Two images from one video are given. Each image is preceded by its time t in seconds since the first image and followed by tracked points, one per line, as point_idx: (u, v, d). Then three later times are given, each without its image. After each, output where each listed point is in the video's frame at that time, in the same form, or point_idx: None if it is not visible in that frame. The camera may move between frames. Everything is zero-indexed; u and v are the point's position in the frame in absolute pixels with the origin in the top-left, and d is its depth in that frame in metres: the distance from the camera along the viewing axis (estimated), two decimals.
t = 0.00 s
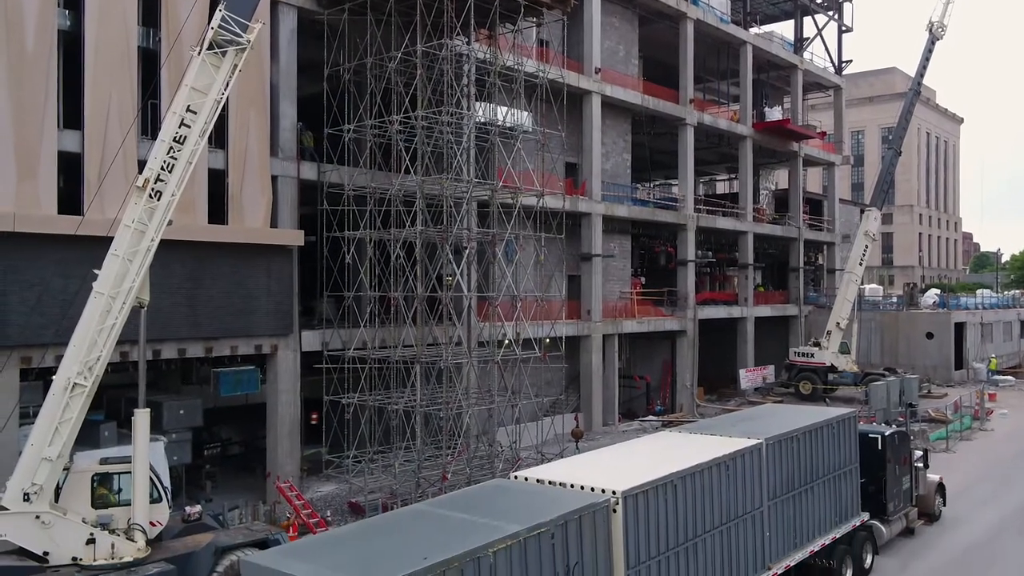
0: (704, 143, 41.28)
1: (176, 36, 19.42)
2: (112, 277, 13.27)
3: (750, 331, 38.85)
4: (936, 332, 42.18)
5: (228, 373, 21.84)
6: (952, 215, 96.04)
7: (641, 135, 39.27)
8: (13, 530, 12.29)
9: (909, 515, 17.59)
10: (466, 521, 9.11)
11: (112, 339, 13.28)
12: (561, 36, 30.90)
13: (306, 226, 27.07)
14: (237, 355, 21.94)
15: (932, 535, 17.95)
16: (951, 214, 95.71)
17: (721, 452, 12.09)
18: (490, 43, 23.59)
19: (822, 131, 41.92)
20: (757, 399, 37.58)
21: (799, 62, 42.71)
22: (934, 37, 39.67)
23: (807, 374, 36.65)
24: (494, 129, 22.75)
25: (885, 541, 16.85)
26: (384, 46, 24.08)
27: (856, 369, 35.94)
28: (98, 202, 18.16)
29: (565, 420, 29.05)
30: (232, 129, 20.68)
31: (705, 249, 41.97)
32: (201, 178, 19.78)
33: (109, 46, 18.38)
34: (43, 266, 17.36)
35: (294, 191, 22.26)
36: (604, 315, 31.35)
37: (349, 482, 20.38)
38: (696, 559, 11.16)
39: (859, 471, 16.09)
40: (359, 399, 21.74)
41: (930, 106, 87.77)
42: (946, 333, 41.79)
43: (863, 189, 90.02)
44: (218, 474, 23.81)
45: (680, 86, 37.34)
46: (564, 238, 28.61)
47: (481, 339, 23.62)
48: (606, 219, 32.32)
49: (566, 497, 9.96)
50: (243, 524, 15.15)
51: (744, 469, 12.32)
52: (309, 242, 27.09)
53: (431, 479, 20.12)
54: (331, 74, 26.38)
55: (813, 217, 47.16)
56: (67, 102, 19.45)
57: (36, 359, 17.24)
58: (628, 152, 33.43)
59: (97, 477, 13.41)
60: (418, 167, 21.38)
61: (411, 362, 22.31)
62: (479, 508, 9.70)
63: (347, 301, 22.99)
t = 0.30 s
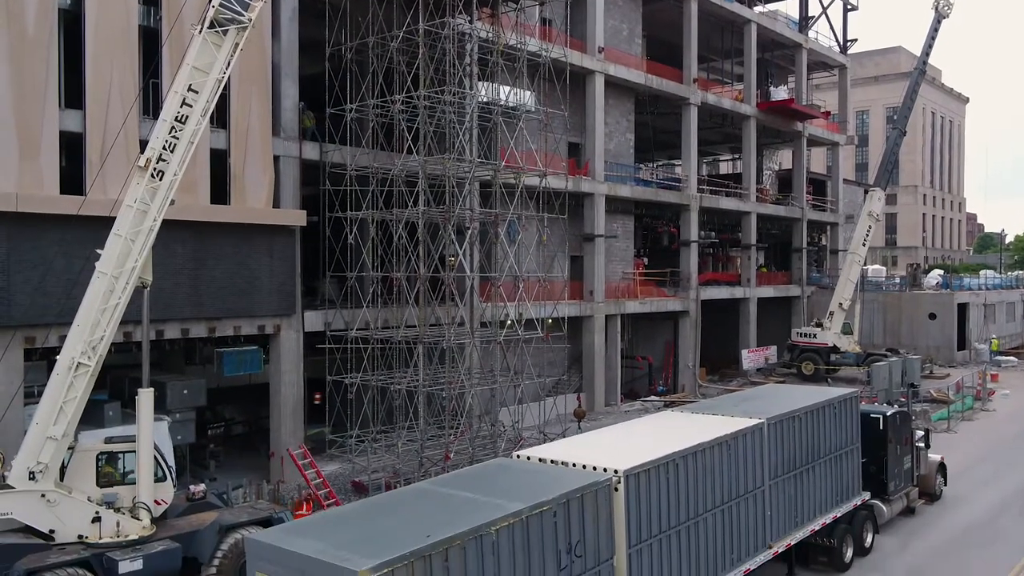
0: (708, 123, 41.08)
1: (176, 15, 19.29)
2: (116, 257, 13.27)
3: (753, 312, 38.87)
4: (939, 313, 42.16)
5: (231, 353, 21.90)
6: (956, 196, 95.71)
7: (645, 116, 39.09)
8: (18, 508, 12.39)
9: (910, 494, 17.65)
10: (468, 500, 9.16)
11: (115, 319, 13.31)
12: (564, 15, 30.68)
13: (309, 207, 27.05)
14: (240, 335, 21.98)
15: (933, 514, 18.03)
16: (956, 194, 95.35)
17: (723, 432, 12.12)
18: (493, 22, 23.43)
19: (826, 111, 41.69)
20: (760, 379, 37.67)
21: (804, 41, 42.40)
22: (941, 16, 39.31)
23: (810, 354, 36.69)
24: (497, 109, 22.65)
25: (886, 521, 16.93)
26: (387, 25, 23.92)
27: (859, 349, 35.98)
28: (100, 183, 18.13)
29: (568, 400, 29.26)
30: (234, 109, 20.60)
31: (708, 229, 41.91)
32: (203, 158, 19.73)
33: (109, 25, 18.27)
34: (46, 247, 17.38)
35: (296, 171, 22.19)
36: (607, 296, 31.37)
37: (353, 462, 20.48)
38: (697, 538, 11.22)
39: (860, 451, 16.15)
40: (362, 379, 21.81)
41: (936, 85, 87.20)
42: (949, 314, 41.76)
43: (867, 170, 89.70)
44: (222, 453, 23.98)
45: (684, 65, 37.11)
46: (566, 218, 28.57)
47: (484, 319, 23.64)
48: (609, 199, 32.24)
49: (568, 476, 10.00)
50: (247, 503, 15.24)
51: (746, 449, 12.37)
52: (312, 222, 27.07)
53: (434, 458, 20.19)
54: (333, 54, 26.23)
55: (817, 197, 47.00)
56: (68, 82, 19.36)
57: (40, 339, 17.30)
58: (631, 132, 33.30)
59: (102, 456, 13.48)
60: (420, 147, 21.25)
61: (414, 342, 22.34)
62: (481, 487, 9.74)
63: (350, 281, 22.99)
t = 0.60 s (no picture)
0: (710, 104, 40.85)
1: None
2: (117, 238, 13.24)
3: (755, 294, 38.85)
4: (941, 294, 42.10)
5: (233, 334, 21.92)
6: (959, 177, 95.33)
7: (647, 96, 38.88)
8: (22, 488, 12.45)
9: (910, 475, 17.70)
10: (470, 480, 9.19)
11: (117, 300, 13.31)
12: None
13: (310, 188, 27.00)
14: (242, 317, 22.00)
15: (933, 494, 18.10)
16: (959, 175, 94.96)
17: (723, 412, 12.14)
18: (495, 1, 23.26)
19: (830, 92, 41.45)
20: (761, 360, 37.73)
21: (808, 21, 42.05)
22: None
23: (812, 336, 36.70)
24: (499, 89, 22.53)
25: (886, 501, 16.98)
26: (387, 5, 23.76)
27: (861, 331, 35.99)
28: (101, 163, 18.08)
29: (569, 381, 29.39)
30: (234, 89, 20.49)
31: (711, 210, 41.83)
32: (203, 139, 19.66)
33: (109, 4, 18.14)
34: (47, 228, 17.36)
35: (298, 152, 22.11)
36: (609, 277, 31.34)
37: (355, 442, 20.56)
38: (697, 517, 11.27)
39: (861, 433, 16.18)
40: (364, 360, 21.85)
41: (940, 65, 86.58)
42: (951, 296, 41.70)
43: (870, 151, 89.30)
44: (225, 434, 24.10)
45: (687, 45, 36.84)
46: (568, 199, 28.50)
47: (485, 301, 23.65)
48: (611, 180, 32.13)
49: (568, 456, 10.03)
50: (250, 483, 15.31)
51: (746, 430, 12.40)
52: (313, 203, 27.02)
53: (436, 439, 20.25)
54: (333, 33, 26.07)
55: (820, 178, 46.82)
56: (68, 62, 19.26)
57: (43, 320, 17.33)
58: (634, 113, 33.13)
59: (106, 436, 13.52)
60: (421, 127, 21.10)
61: (415, 323, 22.35)
62: (482, 467, 9.77)
63: (351, 262, 22.97)
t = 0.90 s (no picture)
0: (713, 85, 40.63)
1: None
2: (118, 220, 13.23)
3: (756, 275, 38.85)
4: (943, 276, 42.07)
5: (234, 315, 21.95)
6: (962, 158, 94.97)
7: (649, 77, 38.69)
8: (26, 468, 12.52)
9: (909, 456, 17.76)
10: (470, 461, 9.23)
11: (118, 281, 13.32)
12: None
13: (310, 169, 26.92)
14: (243, 299, 22.02)
15: (932, 476, 18.18)
16: (962, 157, 94.61)
17: (724, 394, 12.17)
18: None
19: (832, 73, 41.21)
20: (761, 342, 37.79)
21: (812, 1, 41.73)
22: None
23: (812, 317, 36.72)
24: (500, 70, 22.39)
25: (885, 482, 17.04)
26: None
27: (861, 313, 36.01)
28: (101, 144, 18.03)
29: (569, 362, 29.50)
30: (234, 70, 20.40)
31: (712, 192, 41.76)
32: (203, 120, 19.58)
33: None
34: (48, 209, 17.33)
35: (298, 133, 22.02)
36: (610, 259, 31.32)
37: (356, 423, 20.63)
38: (697, 497, 11.34)
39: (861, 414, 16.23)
40: (365, 341, 21.88)
41: (944, 46, 86.00)
42: (953, 278, 41.66)
43: (873, 132, 88.89)
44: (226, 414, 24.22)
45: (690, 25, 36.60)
46: (569, 180, 28.42)
47: (486, 283, 23.64)
48: (613, 162, 32.03)
49: (568, 437, 10.07)
50: (252, 464, 15.40)
51: (746, 412, 12.45)
52: (314, 184, 26.96)
53: (437, 420, 20.32)
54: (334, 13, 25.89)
55: (822, 160, 46.64)
56: (67, 42, 19.16)
57: (44, 302, 17.36)
58: (636, 94, 32.98)
59: (110, 418, 13.64)
60: (422, 109, 20.97)
61: (416, 305, 22.37)
62: (482, 448, 9.80)
63: (352, 244, 22.95)
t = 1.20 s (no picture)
0: (714, 65, 40.39)
1: None
2: (117, 201, 13.20)
3: (756, 257, 38.80)
4: (944, 258, 42.01)
5: (234, 297, 21.95)
6: (965, 139, 94.54)
7: (650, 58, 38.47)
8: (28, 449, 12.58)
9: (908, 438, 17.81)
10: (469, 442, 9.25)
11: (118, 263, 13.30)
12: None
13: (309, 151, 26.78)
14: (243, 280, 22.01)
15: (931, 457, 18.23)
16: (964, 138, 94.19)
17: (723, 375, 12.20)
18: None
19: (835, 53, 40.95)
20: (761, 324, 37.81)
21: None
22: None
23: (812, 299, 36.73)
24: (500, 51, 22.21)
25: (884, 463, 17.10)
26: None
27: (862, 295, 36.01)
28: (99, 125, 17.94)
29: (569, 344, 29.54)
30: (233, 51, 20.27)
31: (713, 173, 41.66)
32: (202, 101, 19.48)
33: None
34: (47, 190, 17.29)
35: (298, 114, 21.91)
36: (610, 240, 31.28)
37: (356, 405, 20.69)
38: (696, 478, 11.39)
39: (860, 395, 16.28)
40: (365, 323, 21.88)
41: (948, 26, 85.37)
42: (953, 260, 41.62)
43: (875, 113, 88.43)
44: (227, 396, 24.30)
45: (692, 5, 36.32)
46: (569, 162, 28.31)
47: (487, 264, 23.63)
48: (613, 143, 31.88)
49: (567, 420, 10.09)
50: (253, 445, 15.46)
51: (746, 393, 12.48)
52: (314, 165, 26.86)
53: (437, 402, 20.38)
54: None
55: (823, 141, 46.44)
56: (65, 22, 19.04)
57: (44, 284, 17.36)
58: (637, 74, 32.79)
59: (108, 398, 13.60)
60: (422, 90, 20.83)
61: (416, 287, 22.35)
62: (481, 430, 9.82)
63: (352, 225, 22.90)
